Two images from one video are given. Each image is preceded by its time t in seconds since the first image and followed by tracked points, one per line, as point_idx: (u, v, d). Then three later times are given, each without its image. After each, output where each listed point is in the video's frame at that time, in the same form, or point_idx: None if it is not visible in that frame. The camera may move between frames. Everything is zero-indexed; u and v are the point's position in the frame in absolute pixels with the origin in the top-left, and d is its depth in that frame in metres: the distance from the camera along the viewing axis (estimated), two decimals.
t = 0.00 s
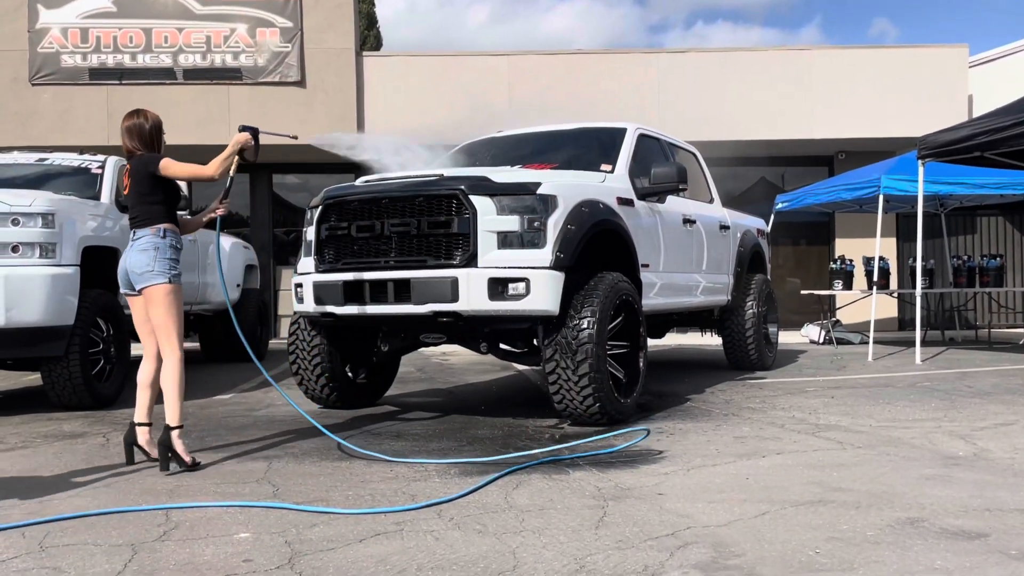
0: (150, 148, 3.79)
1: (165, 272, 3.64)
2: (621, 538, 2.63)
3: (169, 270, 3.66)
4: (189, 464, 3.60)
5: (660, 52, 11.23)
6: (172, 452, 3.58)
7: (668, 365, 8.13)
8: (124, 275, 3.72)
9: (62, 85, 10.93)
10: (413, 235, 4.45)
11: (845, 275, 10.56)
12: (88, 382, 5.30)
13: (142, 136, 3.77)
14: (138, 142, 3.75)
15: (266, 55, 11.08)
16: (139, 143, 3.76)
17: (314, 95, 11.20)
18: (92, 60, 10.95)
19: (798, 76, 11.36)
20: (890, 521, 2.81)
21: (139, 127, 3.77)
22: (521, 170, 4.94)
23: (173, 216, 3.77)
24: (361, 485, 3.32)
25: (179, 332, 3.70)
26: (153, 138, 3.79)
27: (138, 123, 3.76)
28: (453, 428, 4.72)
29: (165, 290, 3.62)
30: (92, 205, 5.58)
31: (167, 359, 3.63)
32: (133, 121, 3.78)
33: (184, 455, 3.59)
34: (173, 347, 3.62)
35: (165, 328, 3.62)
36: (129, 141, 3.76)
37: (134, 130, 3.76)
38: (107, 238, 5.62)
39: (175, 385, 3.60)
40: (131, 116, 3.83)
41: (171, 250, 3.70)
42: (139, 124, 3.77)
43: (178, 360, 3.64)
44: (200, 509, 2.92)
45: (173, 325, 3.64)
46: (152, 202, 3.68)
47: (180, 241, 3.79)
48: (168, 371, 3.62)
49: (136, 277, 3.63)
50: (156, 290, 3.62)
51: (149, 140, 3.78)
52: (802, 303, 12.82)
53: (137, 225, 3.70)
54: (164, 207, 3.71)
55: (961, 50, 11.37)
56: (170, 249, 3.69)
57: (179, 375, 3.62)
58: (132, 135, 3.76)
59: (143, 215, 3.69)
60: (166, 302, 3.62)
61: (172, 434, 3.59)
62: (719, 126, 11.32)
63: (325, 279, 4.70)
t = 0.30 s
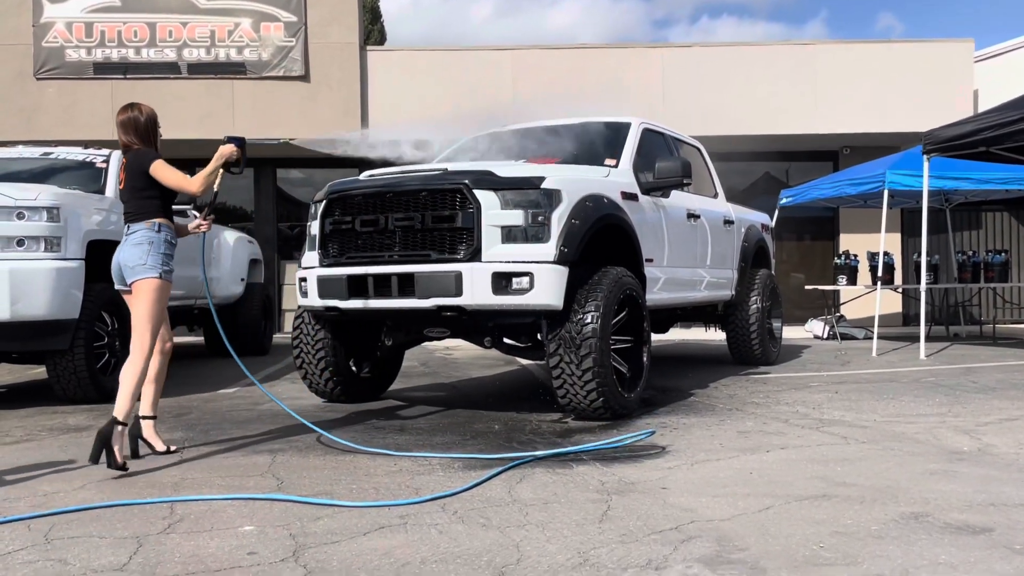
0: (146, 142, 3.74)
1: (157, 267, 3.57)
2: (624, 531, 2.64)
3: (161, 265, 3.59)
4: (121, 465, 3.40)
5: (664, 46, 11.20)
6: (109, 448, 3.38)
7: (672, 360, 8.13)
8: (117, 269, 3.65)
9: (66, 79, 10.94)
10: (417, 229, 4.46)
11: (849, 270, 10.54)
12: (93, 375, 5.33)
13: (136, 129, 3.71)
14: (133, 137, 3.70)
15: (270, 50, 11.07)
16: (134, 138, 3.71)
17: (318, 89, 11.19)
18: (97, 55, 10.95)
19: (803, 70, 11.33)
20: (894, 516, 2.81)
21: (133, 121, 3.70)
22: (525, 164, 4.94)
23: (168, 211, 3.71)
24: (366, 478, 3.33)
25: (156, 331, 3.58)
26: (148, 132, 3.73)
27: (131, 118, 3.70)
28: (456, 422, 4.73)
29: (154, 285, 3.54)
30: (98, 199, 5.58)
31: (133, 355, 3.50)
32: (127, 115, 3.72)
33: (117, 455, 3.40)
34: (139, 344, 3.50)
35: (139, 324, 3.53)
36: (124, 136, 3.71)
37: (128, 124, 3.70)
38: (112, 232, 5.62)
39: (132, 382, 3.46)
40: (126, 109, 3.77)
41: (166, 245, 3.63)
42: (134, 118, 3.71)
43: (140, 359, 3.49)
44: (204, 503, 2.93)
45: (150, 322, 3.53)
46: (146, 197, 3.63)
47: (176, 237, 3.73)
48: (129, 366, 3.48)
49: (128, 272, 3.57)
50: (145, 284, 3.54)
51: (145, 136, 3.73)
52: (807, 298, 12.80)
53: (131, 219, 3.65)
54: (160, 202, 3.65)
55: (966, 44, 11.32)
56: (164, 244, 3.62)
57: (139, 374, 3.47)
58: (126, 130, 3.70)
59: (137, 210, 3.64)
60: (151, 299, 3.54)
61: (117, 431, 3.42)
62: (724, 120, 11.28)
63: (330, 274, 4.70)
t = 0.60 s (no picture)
0: (145, 136, 3.59)
1: (129, 265, 3.42)
2: (626, 524, 2.63)
3: (133, 262, 3.44)
4: (111, 467, 3.31)
5: (669, 39, 11.16)
6: (94, 455, 3.25)
7: (676, 354, 8.13)
8: (89, 265, 3.52)
9: (71, 72, 10.94)
10: (421, 222, 4.45)
11: (854, 265, 10.51)
12: (97, 368, 5.35)
13: (136, 123, 3.57)
14: (133, 131, 3.56)
15: (274, 43, 11.05)
16: (133, 131, 3.57)
17: (322, 82, 11.17)
18: (101, 47, 10.95)
19: (809, 63, 11.28)
20: (897, 510, 2.80)
21: (136, 115, 3.56)
22: (530, 157, 4.93)
23: (151, 207, 3.59)
24: (369, 470, 3.33)
25: (134, 331, 3.45)
26: (148, 128, 3.60)
27: (133, 111, 3.56)
28: (459, 416, 4.73)
29: (125, 284, 3.41)
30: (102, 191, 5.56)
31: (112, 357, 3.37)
32: (130, 106, 3.57)
33: (106, 458, 3.30)
34: (120, 341, 3.38)
35: (117, 324, 3.40)
36: (122, 126, 3.56)
37: (129, 116, 3.56)
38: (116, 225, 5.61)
39: (110, 385, 3.31)
40: (129, 99, 3.62)
41: (139, 241, 3.48)
42: (136, 111, 3.56)
43: (123, 356, 3.37)
44: (206, 494, 2.93)
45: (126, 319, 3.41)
46: (132, 190, 3.50)
47: (151, 233, 3.58)
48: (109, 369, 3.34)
49: (98, 268, 3.42)
50: (116, 282, 3.40)
51: (145, 131, 3.59)
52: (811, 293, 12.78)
53: (112, 211, 3.50)
54: (144, 198, 3.53)
55: (974, 38, 11.24)
56: (137, 240, 3.47)
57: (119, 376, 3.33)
58: (126, 121, 3.56)
59: (119, 202, 3.49)
60: (127, 295, 3.41)
61: (98, 438, 3.28)
62: (729, 114, 11.25)
63: (333, 267, 4.70)
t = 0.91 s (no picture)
0: (144, 125, 3.58)
1: (122, 256, 3.37)
2: (630, 518, 2.64)
3: (125, 253, 3.39)
4: (117, 459, 3.33)
5: (675, 33, 11.13)
6: (99, 448, 3.26)
7: (681, 349, 8.12)
8: (76, 255, 3.44)
9: (77, 65, 10.95)
10: (425, 216, 4.45)
11: (859, 260, 10.49)
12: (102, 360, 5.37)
13: (137, 111, 3.56)
14: (133, 117, 3.54)
15: (280, 36, 11.04)
16: (133, 119, 3.55)
17: (327, 76, 11.16)
18: (107, 40, 10.96)
19: (815, 58, 11.23)
20: (900, 505, 2.80)
21: (137, 103, 3.56)
22: (534, 151, 4.92)
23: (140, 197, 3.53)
24: (373, 463, 3.34)
25: (128, 323, 3.44)
26: (149, 117, 3.59)
27: (135, 98, 3.55)
28: (463, 410, 4.73)
29: (120, 274, 3.36)
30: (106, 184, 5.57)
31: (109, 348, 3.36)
32: (133, 94, 3.57)
33: (111, 449, 3.32)
34: (116, 334, 3.36)
35: (110, 316, 3.37)
36: (123, 112, 3.55)
37: (131, 104, 3.56)
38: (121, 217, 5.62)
39: (111, 376, 3.32)
40: (132, 88, 3.63)
41: (130, 231, 3.44)
42: (138, 99, 3.57)
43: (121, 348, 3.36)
44: (211, 486, 2.94)
45: (119, 311, 3.38)
46: (125, 177, 3.44)
47: (141, 223, 3.53)
48: (108, 361, 3.34)
49: (89, 258, 3.35)
50: (110, 273, 3.35)
51: (144, 120, 3.57)
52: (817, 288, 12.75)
53: (101, 196, 3.43)
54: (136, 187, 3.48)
55: (982, 32, 11.18)
56: (128, 230, 3.42)
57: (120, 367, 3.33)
58: (127, 108, 3.55)
59: (112, 187, 3.43)
60: (117, 288, 3.36)
61: (102, 431, 3.29)
62: (735, 108, 11.21)
63: (338, 260, 4.70)
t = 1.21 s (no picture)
0: (148, 120, 3.52)
1: (113, 251, 3.36)
2: (632, 514, 2.63)
3: (117, 248, 3.38)
4: (121, 453, 3.34)
5: (681, 28, 11.08)
6: (103, 442, 3.27)
7: (686, 345, 8.11)
8: (68, 248, 3.43)
9: (83, 59, 10.96)
10: (429, 211, 4.44)
11: (866, 256, 10.44)
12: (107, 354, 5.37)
13: (142, 105, 3.50)
14: (137, 112, 3.49)
15: (285, 31, 11.02)
16: (137, 112, 3.50)
17: (333, 71, 11.15)
18: (113, 35, 10.96)
19: (822, 53, 11.17)
20: (906, 502, 2.78)
21: (143, 96, 3.51)
22: (539, 146, 4.91)
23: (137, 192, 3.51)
24: (375, 458, 3.34)
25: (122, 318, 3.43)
26: (155, 111, 3.54)
27: (141, 92, 3.50)
28: (467, 405, 4.72)
29: (112, 269, 3.34)
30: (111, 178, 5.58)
31: (108, 343, 3.36)
32: (139, 86, 3.52)
33: (114, 443, 3.33)
34: (115, 329, 3.36)
35: (106, 311, 3.35)
36: (127, 105, 3.50)
37: (137, 97, 3.51)
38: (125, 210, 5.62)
39: (112, 371, 3.33)
40: (139, 80, 3.57)
41: (123, 226, 3.42)
42: (144, 92, 3.51)
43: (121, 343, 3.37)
44: (214, 480, 2.94)
45: (115, 307, 3.37)
46: (122, 171, 3.42)
47: (136, 218, 3.52)
48: (108, 355, 3.34)
49: (80, 252, 3.34)
50: (101, 267, 3.33)
51: (149, 114, 3.52)
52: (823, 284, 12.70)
53: (98, 188, 3.42)
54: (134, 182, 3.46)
55: (991, 27, 11.11)
56: (121, 225, 3.41)
57: (120, 361, 3.35)
58: (132, 101, 3.50)
59: (109, 180, 3.41)
60: (111, 283, 3.35)
61: (105, 424, 3.30)
62: (741, 103, 11.16)
63: (342, 255, 4.70)
